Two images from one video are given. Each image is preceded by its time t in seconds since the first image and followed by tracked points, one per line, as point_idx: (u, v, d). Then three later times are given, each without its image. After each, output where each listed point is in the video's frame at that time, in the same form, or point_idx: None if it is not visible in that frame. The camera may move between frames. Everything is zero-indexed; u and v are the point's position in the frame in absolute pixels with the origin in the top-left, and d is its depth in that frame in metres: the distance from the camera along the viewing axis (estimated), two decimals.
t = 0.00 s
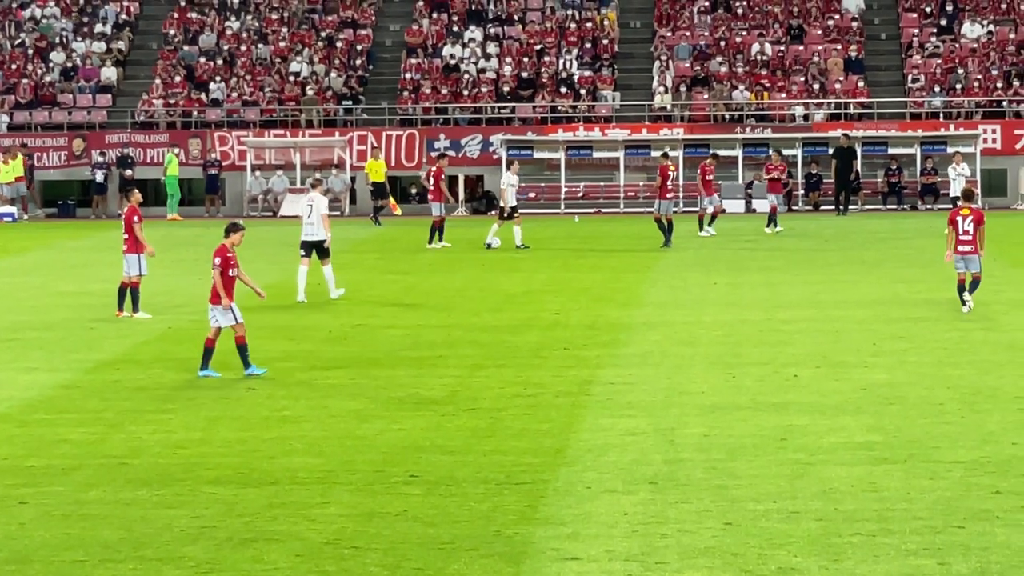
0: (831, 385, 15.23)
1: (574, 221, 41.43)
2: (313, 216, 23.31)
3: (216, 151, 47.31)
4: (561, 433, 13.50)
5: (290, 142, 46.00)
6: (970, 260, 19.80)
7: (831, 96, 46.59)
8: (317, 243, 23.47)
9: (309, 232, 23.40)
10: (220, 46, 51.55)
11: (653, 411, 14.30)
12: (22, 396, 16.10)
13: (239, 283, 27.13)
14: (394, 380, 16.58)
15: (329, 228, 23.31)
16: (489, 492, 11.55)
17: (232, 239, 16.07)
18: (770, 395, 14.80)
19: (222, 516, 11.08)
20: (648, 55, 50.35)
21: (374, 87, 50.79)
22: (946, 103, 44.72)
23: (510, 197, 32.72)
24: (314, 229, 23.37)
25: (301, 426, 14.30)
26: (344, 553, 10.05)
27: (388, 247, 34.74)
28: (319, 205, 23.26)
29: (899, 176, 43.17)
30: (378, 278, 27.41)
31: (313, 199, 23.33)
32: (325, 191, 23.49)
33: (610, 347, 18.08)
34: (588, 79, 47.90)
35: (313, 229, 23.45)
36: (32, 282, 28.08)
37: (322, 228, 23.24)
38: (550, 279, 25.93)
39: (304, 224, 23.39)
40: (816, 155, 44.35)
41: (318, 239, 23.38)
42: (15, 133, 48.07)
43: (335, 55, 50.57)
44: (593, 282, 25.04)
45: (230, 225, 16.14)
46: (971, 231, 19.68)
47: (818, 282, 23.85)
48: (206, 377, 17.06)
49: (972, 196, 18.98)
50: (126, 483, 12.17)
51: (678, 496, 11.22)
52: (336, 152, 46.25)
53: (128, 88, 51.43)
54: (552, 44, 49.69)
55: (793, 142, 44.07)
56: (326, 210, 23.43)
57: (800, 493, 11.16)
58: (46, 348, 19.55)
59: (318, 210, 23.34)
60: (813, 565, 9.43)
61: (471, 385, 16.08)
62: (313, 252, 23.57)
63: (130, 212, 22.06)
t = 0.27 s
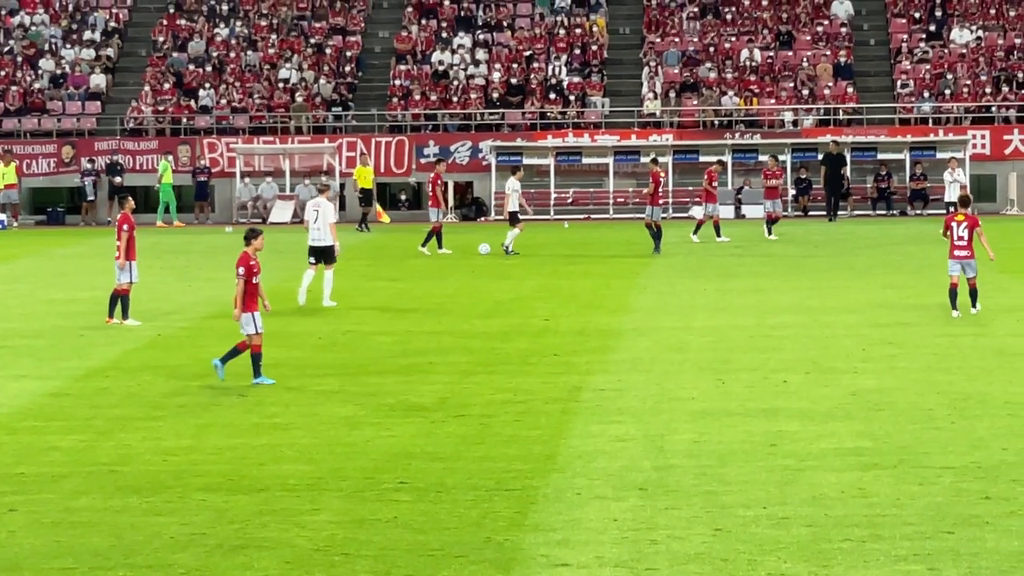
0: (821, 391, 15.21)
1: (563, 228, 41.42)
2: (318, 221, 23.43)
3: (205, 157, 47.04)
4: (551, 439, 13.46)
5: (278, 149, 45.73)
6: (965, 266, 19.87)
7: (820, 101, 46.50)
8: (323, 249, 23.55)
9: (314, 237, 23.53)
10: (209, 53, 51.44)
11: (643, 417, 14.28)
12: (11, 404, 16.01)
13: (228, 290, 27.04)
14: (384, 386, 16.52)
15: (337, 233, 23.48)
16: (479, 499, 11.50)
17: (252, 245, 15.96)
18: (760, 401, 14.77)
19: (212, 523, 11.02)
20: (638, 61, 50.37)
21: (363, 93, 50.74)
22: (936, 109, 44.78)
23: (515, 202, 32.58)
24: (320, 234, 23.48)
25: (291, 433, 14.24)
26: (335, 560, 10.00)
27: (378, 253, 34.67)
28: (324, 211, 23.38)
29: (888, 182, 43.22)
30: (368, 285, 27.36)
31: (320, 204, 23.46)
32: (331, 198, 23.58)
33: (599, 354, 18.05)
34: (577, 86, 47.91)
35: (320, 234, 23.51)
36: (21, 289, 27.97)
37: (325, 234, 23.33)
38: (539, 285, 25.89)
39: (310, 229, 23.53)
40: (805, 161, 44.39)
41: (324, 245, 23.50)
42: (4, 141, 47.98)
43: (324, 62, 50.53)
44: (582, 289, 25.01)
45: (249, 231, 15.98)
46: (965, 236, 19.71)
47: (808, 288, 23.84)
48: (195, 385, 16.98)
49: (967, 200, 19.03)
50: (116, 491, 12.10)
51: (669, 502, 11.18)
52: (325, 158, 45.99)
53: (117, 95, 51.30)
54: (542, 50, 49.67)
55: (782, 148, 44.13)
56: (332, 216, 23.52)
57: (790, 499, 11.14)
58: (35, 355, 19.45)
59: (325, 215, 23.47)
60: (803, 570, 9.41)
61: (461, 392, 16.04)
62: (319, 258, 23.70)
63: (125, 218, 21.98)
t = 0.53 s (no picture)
0: (811, 395, 15.21)
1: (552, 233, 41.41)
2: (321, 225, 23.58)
3: (194, 163, 47.12)
4: (540, 444, 13.44)
5: (267, 155, 46.16)
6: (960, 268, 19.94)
7: (808, 106, 46.62)
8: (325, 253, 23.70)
9: (316, 241, 23.68)
10: (198, 58, 51.33)
11: (632, 422, 14.26)
12: None
13: (218, 296, 26.99)
14: (373, 392, 16.48)
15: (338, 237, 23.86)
16: (469, 504, 11.47)
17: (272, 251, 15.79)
18: (750, 406, 14.77)
19: (201, 529, 10.97)
20: (627, 67, 50.43)
21: (352, 99, 50.72)
22: (925, 114, 44.87)
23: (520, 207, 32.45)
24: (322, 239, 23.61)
25: (280, 439, 14.19)
26: (324, 566, 9.96)
27: (367, 259, 34.61)
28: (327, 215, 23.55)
29: (877, 187, 43.32)
30: (356, 290, 27.32)
31: (322, 210, 23.79)
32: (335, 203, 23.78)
33: (588, 359, 18.03)
34: (566, 91, 47.91)
35: (322, 238, 23.73)
36: (10, 295, 27.87)
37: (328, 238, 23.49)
38: (529, 291, 25.88)
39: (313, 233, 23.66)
40: (794, 166, 44.42)
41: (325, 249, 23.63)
42: None
43: (313, 68, 50.49)
44: (571, 294, 24.99)
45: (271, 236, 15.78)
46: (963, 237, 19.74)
47: (797, 293, 23.86)
48: (184, 391, 16.92)
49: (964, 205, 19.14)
50: (105, 497, 12.04)
51: (658, 507, 11.16)
52: (314, 164, 46.17)
53: (106, 101, 51.17)
54: (531, 55, 49.67)
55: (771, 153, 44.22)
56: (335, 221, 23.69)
57: (780, 503, 11.13)
58: (24, 361, 19.38)
59: (328, 220, 23.79)
60: None
61: (451, 397, 16.00)
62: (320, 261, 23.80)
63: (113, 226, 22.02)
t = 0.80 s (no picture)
0: (797, 397, 15.23)
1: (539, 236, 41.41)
2: (322, 227, 24.04)
3: (180, 167, 46.97)
4: (527, 447, 13.41)
5: (254, 158, 45.69)
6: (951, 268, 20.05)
7: (794, 108, 46.69)
8: (326, 255, 24.01)
9: (317, 244, 23.98)
10: (184, 62, 51.20)
11: (619, 424, 14.25)
12: None
13: (204, 299, 26.91)
14: (360, 395, 16.44)
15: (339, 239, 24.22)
16: (456, 507, 11.44)
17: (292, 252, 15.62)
18: (736, 408, 14.77)
19: (188, 533, 10.92)
20: (613, 69, 50.48)
21: (338, 102, 50.64)
22: (911, 116, 44.98)
23: (525, 211, 32.27)
24: (324, 240, 24.02)
25: (267, 442, 14.14)
26: (310, 569, 9.92)
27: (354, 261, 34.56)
28: (328, 217, 24.11)
29: (863, 189, 43.42)
30: (343, 293, 27.27)
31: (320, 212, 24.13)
32: (332, 207, 24.43)
33: (575, 361, 18.03)
34: (552, 94, 47.90)
35: (322, 240, 24.07)
36: None
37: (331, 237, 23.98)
38: (515, 293, 25.87)
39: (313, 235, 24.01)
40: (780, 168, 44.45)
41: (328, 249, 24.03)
42: None
43: (299, 70, 50.36)
44: (557, 296, 24.99)
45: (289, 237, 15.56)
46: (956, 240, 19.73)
47: (783, 295, 23.89)
48: (170, 394, 16.85)
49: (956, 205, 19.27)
50: (91, 500, 11.98)
51: (644, 509, 11.15)
52: (301, 167, 46.07)
53: (92, 105, 51.00)
54: (517, 58, 49.60)
55: (758, 155, 44.19)
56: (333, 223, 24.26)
57: (766, 506, 11.12)
58: (10, 365, 19.28)
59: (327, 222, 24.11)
60: None
61: (437, 400, 15.98)
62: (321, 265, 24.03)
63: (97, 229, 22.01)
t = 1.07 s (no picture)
0: (781, 398, 15.21)
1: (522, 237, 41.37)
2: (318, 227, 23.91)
3: (163, 168, 46.78)
4: (510, 448, 13.36)
5: (237, 159, 46.07)
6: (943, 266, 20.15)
7: (778, 109, 46.63)
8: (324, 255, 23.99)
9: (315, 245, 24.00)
10: (167, 63, 50.98)
11: (602, 425, 14.21)
12: None
13: (187, 301, 26.78)
14: (344, 396, 16.36)
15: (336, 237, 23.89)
16: (440, 508, 11.38)
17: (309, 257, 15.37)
18: (720, 409, 14.74)
19: (172, 534, 10.84)
20: (596, 70, 50.49)
21: (321, 103, 50.50)
22: (894, 116, 45.06)
23: (525, 212, 32.28)
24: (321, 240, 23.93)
25: (251, 443, 14.06)
26: (295, 571, 9.84)
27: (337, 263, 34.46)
28: (323, 216, 23.86)
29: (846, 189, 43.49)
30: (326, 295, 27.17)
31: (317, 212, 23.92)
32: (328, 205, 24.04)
33: (559, 362, 17.98)
34: (535, 94, 47.88)
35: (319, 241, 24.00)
36: None
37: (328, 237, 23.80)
38: (499, 294, 25.82)
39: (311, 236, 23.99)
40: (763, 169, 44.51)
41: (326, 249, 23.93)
42: None
43: (282, 72, 50.19)
44: (541, 297, 24.95)
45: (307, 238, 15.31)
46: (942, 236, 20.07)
47: (766, 296, 23.89)
48: (155, 396, 16.74)
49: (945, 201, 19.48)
50: (75, 503, 11.88)
51: (629, 510, 11.10)
52: (284, 168, 46.32)
53: (75, 106, 50.79)
54: (500, 59, 49.54)
55: (742, 156, 44.03)
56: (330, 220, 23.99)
57: (750, 506, 11.08)
58: None
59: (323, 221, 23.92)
60: None
61: (422, 401, 15.91)
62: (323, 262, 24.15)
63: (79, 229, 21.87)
